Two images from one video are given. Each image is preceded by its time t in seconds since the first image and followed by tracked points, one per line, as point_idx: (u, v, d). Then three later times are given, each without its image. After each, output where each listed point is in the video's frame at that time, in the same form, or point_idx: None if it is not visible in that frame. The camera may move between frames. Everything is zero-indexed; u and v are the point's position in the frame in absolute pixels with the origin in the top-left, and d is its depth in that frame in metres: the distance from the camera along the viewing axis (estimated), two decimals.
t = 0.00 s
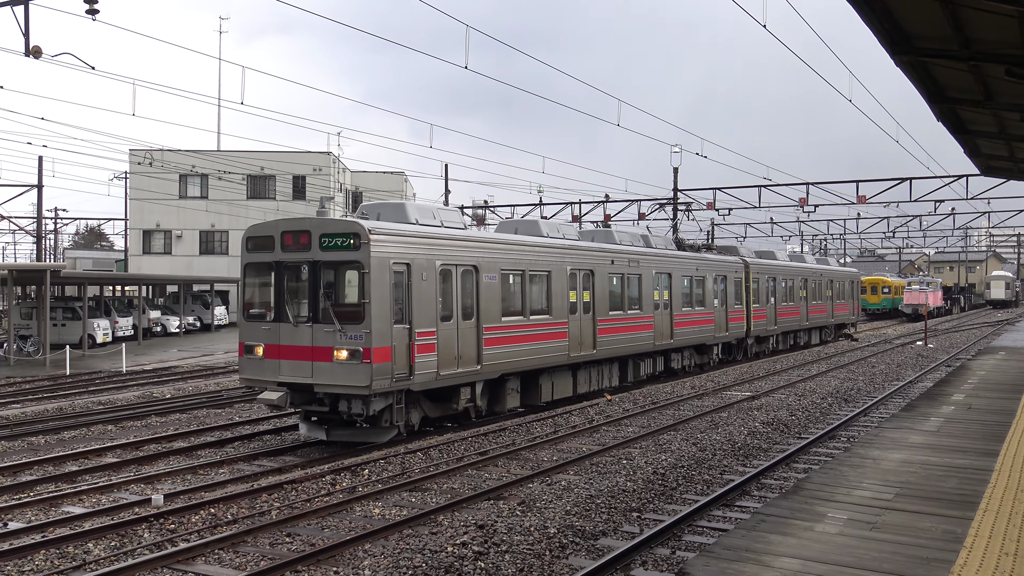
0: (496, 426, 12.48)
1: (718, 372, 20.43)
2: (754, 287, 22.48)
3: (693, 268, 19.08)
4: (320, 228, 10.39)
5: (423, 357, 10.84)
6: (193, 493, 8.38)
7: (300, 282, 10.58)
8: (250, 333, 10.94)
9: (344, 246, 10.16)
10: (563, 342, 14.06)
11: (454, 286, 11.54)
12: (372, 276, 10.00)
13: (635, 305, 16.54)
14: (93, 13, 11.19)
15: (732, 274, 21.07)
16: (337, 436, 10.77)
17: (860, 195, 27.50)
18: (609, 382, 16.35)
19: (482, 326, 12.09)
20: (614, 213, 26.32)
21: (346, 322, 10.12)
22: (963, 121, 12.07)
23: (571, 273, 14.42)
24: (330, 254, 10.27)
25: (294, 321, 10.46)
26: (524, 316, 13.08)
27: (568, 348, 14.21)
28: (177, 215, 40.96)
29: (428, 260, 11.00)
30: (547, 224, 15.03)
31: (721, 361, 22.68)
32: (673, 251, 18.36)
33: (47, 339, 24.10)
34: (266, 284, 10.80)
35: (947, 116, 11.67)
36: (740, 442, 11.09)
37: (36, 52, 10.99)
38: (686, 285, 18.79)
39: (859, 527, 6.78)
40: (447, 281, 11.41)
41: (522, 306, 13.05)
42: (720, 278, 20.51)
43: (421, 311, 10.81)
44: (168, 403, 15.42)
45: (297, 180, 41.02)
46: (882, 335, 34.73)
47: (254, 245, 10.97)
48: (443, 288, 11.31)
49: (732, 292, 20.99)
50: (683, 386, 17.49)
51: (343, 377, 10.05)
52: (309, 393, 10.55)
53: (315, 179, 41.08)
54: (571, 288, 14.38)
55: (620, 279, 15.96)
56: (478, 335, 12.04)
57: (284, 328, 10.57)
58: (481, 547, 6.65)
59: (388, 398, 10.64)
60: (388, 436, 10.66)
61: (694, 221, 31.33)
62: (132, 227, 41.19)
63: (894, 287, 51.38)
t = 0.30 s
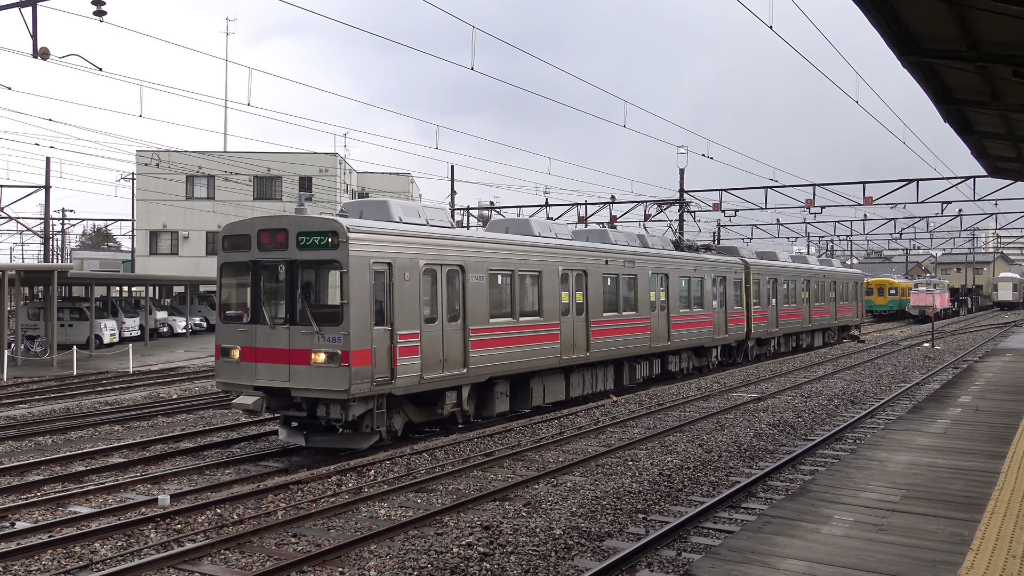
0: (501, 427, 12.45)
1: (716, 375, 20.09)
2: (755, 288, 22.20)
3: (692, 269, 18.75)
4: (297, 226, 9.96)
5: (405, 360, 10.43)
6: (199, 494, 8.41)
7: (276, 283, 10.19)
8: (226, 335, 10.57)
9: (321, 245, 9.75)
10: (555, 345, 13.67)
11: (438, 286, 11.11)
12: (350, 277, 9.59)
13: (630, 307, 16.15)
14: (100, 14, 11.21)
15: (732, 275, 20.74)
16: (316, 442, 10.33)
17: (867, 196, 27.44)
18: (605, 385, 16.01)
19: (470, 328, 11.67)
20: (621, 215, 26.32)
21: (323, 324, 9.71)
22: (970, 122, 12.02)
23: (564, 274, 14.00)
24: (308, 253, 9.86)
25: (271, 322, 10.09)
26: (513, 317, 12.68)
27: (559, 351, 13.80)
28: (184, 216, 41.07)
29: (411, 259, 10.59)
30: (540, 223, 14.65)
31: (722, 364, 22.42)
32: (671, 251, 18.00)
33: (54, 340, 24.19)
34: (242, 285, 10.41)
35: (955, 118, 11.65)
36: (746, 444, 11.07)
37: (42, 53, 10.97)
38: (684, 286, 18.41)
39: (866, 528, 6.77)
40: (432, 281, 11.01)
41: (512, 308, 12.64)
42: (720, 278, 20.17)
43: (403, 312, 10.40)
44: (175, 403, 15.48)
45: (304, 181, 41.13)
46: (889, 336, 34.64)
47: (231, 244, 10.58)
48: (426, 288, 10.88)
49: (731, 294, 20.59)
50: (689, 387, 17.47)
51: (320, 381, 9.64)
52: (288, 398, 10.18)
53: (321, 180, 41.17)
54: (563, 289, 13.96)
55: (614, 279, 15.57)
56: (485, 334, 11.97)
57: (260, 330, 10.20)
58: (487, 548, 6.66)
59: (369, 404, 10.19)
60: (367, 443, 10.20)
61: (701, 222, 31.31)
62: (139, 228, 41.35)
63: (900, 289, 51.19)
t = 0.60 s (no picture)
0: (506, 428, 12.38)
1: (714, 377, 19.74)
2: (754, 288, 21.92)
3: (688, 269, 18.45)
4: (271, 224, 9.70)
5: (385, 363, 10.08)
6: (204, 494, 8.43)
7: (250, 282, 9.91)
8: (199, 337, 10.27)
9: (295, 243, 9.47)
10: (545, 346, 13.36)
11: (420, 286, 10.77)
12: (326, 276, 9.30)
13: (624, 308, 15.83)
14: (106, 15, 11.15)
15: (729, 276, 20.42)
16: (292, 448, 10.02)
17: (872, 197, 27.40)
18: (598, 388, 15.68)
19: (454, 329, 11.30)
20: (626, 215, 26.32)
21: (298, 326, 9.42)
22: (976, 123, 11.99)
23: (553, 274, 13.67)
24: (282, 252, 9.59)
25: (244, 324, 9.81)
26: (500, 318, 12.36)
27: (549, 353, 13.48)
28: (189, 217, 41.18)
29: (391, 258, 10.24)
30: (530, 221, 14.36)
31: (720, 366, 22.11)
32: (666, 252, 17.69)
33: (60, 340, 24.26)
34: (216, 285, 10.15)
35: (961, 119, 11.62)
36: (751, 445, 11.05)
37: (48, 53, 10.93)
38: (680, 286, 18.10)
39: (871, 530, 6.76)
40: (414, 281, 10.66)
41: (499, 309, 12.33)
42: (718, 279, 19.90)
43: (382, 313, 10.05)
44: (180, 403, 15.51)
45: (309, 182, 41.26)
46: (895, 337, 34.58)
47: (204, 242, 10.30)
48: (407, 288, 10.52)
49: (729, 294, 20.32)
50: (694, 388, 17.44)
51: (295, 385, 9.34)
52: (261, 402, 9.89)
53: (326, 181, 41.26)
54: (552, 289, 13.64)
55: (607, 280, 15.26)
56: (496, 333, 12.18)
57: (233, 331, 9.91)
58: (491, 549, 6.66)
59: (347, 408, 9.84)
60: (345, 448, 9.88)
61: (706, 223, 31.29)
62: (144, 228, 41.48)
63: (906, 289, 51.05)
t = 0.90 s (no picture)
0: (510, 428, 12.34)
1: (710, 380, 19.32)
2: (752, 290, 21.69)
3: (685, 269, 18.05)
4: (243, 220, 9.24)
5: (362, 365, 9.66)
6: (208, 493, 8.43)
7: (221, 281, 9.44)
8: (168, 338, 9.77)
9: (268, 240, 9.03)
10: (534, 349, 12.90)
11: (401, 286, 10.33)
12: (299, 275, 8.87)
13: (617, 309, 15.39)
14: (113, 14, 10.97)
15: (725, 276, 20.08)
16: (265, 453, 9.59)
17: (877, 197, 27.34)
18: (589, 391, 15.26)
19: (436, 331, 10.86)
20: (630, 215, 26.31)
21: (270, 327, 8.99)
22: (981, 123, 11.96)
23: (542, 273, 13.19)
24: (254, 250, 9.14)
25: (214, 325, 9.35)
26: (487, 320, 11.94)
27: (538, 355, 13.02)
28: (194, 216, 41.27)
29: (370, 257, 9.80)
30: (519, 218, 13.89)
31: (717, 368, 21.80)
32: (661, 252, 17.24)
33: (65, 339, 24.34)
34: (186, 284, 9.65)
35: (967, 119, 11.60)
36: (755, 445, 11.04)
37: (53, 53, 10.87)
38: (675, 286, 17.67)
39: (876, 531, 6.75)
40: (394, 280, 10.21)
41: (484, 310, 11.88)
42: (715, 279, 19.57)
43: (359, 314, 9.62)
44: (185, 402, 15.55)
45: (313, 182, 41.33)
46: (899, 338, 34.51)
47: (174, 240, 9.82)
48: (386, 287, 10.09)
49: (727, 294, 20.06)
50: (698, 388, 17.39)
51: (268, 389, 8.92)
52: (232, 406, 9.42)
53: (331, 180, 41.31)
54: (542, 290, 13.16)
55: (600, 280, 14.80)
56: (501, 333, 12.16)
57: (203, 332, 9.44)
58: (495, 549, 6.67)
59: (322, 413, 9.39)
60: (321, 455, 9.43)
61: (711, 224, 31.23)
62: (149, 228, 41.60)
63: (911, 290, 50.91)
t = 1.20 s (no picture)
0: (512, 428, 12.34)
1: (706, 382, 18.85)
2: (750, 291, 21.42)
3: (680, 268, 17.70)
4: (211, 216, 8.90)
5: (338, 367, 9.31)
6: (211, 493, 8.45)
7: (190, 280, 9.10)
8: (137, 339, 9.44)
9: (237, 237, 8.69)
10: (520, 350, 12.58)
11: (380, 285, 9.98)
12: (269, 273, 8.51)
13: (610, 309, 15.05)
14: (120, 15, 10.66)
15: (722, 276, 19.75)
16: (236, 459, 9.18)
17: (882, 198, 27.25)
18: (581, 394, 14.89)
19: (418, 332, 10.51)
20: (634, 215, 26.25)
21: (239, 328, 8.62)
22: (987, 124, 11.91)
23: (530, 273, 12.83)
24: (223, 247, 8.79)
25: (182, 325, 9.00)
26: (472, 320, 11.59)
27: (525, 357, 12.69)
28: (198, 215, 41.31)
29: (346, 255, 9.46)
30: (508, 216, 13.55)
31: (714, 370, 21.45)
32: (655, 251, 16.88)
33: (70, 338, 24.38)
34: (155, 283, 9.34)
35: (972, 119, 11.56)
36: (759, 446, 11.02)
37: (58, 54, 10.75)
38: (671, 286, 17.31)
39: (880, 532, 6.74)
40: (372, 280, 9.87)
41: (469, 311, 11.55)
42: (712, 279, 19.24)
43: (334, 314, 9.27)
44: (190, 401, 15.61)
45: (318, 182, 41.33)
46: (903, 339, 34.49)
47: (143, 236, 9.50)
48: (364, 287, 9.73)
49: (724, 295, 19.73)
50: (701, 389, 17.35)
51: (234, 392, 8.53)
52: (199, 410, 9.04)
53: (335, 180, 41.31)
54: (530, 290, 12.82)
55: (591, 279, 14.48)
56: (504, 333, 12.23)
57: (172, 332, 9.10)
58: (498, 548, 6.67)
59: (293, 419, 8.99)
60: (293, 461, 9.06)
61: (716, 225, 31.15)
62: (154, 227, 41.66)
63: (915, 290, 50.74)
